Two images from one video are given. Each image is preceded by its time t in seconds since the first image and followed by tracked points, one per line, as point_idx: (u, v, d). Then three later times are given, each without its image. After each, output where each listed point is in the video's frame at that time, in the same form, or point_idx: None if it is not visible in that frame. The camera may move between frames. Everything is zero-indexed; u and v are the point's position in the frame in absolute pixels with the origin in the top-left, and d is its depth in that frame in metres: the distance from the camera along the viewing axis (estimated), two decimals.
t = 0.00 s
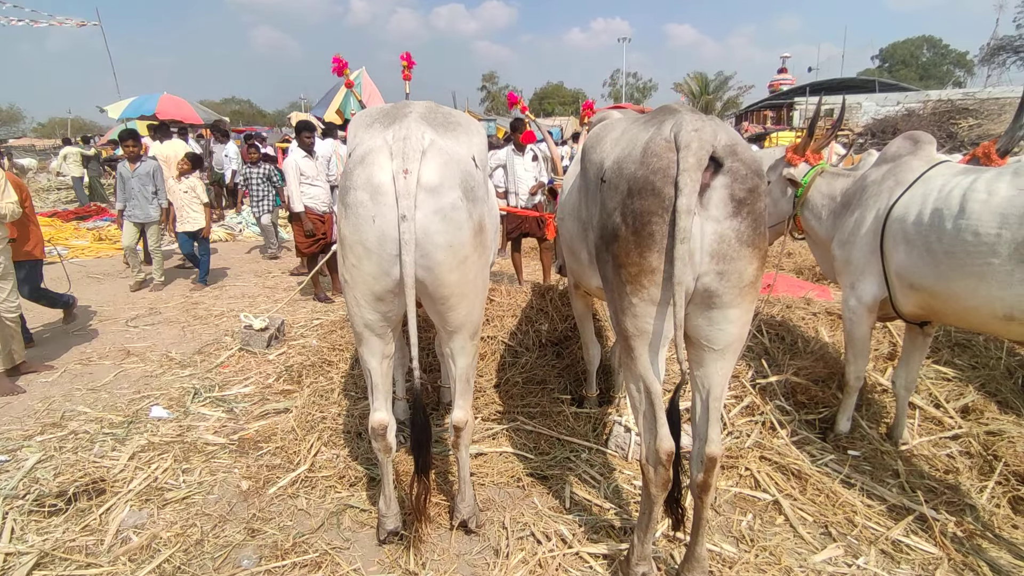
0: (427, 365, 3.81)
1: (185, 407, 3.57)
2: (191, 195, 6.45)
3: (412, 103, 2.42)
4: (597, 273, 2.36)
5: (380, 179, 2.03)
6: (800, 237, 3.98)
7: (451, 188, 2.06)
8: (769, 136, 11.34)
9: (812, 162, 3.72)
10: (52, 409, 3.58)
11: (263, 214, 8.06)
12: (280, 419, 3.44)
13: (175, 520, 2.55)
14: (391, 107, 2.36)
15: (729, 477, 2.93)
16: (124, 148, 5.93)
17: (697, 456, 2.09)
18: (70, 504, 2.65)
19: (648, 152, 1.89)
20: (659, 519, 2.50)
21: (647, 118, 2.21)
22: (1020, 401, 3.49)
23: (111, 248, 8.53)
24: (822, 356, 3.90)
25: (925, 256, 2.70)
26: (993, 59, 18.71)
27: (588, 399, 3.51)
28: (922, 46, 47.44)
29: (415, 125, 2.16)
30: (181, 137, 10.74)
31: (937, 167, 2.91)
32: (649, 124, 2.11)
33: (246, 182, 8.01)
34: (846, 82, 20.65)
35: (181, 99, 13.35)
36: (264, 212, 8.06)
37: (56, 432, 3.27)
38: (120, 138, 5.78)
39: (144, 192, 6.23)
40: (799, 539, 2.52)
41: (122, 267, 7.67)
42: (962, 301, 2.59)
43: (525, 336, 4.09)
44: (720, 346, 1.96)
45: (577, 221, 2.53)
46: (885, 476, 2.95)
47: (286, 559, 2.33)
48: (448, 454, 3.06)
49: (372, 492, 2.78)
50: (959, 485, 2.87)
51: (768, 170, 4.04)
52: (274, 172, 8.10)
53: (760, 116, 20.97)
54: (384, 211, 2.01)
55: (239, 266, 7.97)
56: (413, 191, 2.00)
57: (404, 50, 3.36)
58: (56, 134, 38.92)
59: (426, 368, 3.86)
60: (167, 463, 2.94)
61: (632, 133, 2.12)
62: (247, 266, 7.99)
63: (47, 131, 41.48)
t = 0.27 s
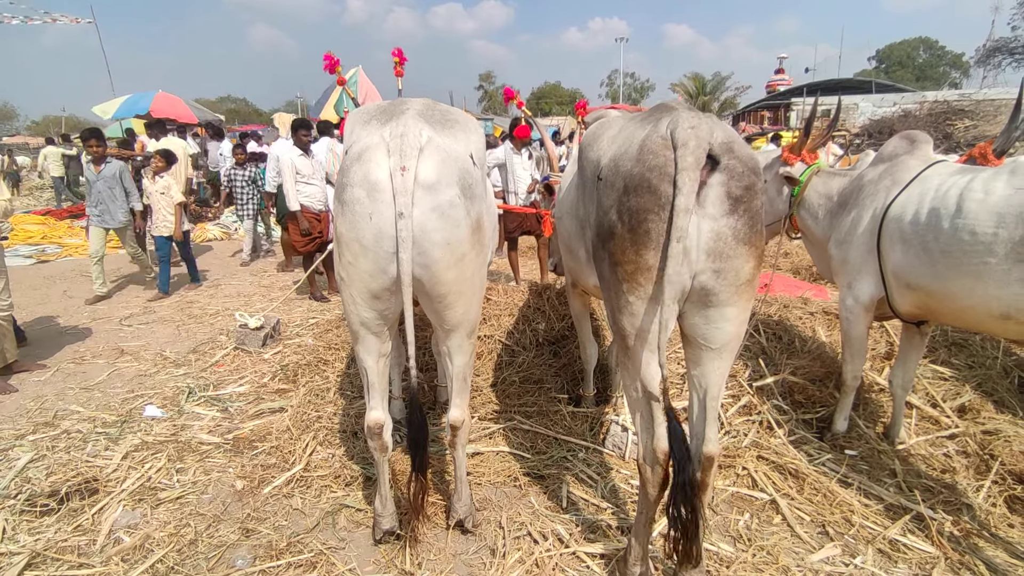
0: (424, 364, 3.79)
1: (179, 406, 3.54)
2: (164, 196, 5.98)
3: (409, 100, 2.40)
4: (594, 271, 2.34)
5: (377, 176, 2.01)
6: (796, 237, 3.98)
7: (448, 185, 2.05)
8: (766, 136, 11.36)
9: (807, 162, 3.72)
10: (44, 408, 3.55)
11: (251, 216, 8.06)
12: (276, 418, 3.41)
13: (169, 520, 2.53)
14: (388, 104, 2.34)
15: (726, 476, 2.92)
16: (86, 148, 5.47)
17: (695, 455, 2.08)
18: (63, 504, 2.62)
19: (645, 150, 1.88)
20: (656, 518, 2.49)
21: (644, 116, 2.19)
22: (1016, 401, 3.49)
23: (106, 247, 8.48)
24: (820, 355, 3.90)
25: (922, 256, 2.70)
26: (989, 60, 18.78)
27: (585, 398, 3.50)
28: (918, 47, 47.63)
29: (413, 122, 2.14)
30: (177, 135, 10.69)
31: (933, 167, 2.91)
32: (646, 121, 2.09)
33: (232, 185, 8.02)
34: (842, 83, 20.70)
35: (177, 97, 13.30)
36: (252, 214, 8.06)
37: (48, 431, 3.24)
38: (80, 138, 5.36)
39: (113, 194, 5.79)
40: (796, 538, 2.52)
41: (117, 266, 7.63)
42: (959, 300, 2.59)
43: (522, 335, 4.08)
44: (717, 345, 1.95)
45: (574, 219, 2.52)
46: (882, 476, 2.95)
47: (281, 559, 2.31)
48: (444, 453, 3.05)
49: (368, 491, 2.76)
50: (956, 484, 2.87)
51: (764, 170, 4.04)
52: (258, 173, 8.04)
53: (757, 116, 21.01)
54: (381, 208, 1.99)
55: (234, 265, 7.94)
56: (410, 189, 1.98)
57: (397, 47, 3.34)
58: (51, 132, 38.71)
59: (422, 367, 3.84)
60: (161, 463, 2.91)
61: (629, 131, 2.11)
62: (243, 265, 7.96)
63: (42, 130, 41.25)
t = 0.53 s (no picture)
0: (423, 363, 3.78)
1: (178, 404, 3.53)
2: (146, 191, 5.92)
3: (411, 97, 2.39)
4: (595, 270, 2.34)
5: (379, 173, 2.00)
6: (796, 237, 3.97)
7: (450, 183, 2.04)
8: (765, 137, 11.38)
9: (807, 162, 3.72)
10: (42, 405, 3.53)
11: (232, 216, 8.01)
12: (274, 416, 3.41)
13: (167, 517, 2.52)
14: (389, 101, 2.33)
15: (726, 476, 2.92)
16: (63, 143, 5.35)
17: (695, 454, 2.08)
18: (60, 502, 2.61)
19: (646, 147, 1.88)
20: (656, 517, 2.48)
21: (645, 114, 2.19)
22: (1016, 402, 3.49)
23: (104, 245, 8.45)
24: (820, 356, 3.90)
25: (922, 256, 2.69)
26: (988, 63, 18.80)
27: (585, 398, 3.49)
28: (917, 50, 47.71)
29: (415, 119, 2.13)
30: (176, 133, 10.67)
31: (934, 167, 2.91)
32: (647, 119, 2.09)
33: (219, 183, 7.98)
34: (842, 85, 20.73)
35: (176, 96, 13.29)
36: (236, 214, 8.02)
37: (45, 429, 3.22)
38: (56, 131, 5.25)
39: (90, 190, 5.67)
40: (797, 538, 2.51)
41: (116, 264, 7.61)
42: (959, 300, 2.59)
43: (522, 335, 4.07)
44: (718, 344, 1.94)
45: (575, 218, 2.51)
46: (882, 476, 2.94)
47: (280, 557, 2.30)
48: (444, 452, 3.04)
49: (367, 490, 2.75)
50: (956, 485, 2.87)
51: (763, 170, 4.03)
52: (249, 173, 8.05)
53: (757, 117, 21.03)
54: (383, 205, 1.98)
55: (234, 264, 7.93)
56: (412, 186, 1.97)
57: (398, 45, 3.33)
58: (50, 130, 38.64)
59: (421, 366, 3.83)
60: (159, 461, 2.90)
61: (630, 128, 2.10)
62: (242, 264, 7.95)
63: (41, 128, 41.18)
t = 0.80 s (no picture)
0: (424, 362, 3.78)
1: (179, 402, 3.54)
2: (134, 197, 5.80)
3: (416, 95, 2.40)
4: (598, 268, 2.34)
5: (386, 170, 2.01)
6: (796, 238, 3.98)
7: (456, 180, 2.04)
8: (766, 139, 11.38)
9: (807, 163, 3.74)
10: (43, 402, 3.53)
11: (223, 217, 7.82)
12: (276, 414, 3.41)
13: (169, 514, 2.52)
14: (395, 99, 2.34)
15: (727, 475, 2.92)
16: (49, 144, 4.82)
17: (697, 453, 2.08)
18: (62, 497, 2.60)
19: (649, 146, 1.88)
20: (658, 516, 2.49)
21: (648, 113, 2.19)
22: (1017, 403, 3.49)
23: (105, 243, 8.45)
24: (821, 356, 3.90)
25: (922, 256, 2.70)
26: (989, 66, 18.82)
27: (586, 397, 3.50)
28: (918, 53, 47.76)
29: (421, 117, 2.14)
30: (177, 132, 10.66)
31: (934, 168, 2.92)
32: (650, 118, 2.09)
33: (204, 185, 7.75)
34: (843, 87, 20.74)
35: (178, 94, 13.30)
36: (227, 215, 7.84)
37: (47, 425, 3.22)
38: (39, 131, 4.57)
39: (76, 194, 5.17)
40: (798, 538, 2.51)
41: (117, 261, 7.61)
42: (960, 300, 2.59)
43: (524, 334, 4.07)
44: (721, 342, 1.95)
45: (578, 216, 2.52)
46: (883, 477, 2.95)
47: (282, 554, 2.31)
48: (445, 450, 3.04)
49: (369, 487, 2.76)
50: (957, 485, 2.87)
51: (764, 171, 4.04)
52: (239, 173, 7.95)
53: (758, 119, 21.04)
54: (389, 202, 1.99)
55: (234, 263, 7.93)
56: (419, 183, 1.98)
57: (401, 44, 3.34)
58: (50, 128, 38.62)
59: (423, 364, 3.83)
60: (161, 458, 2.90)
61: (633, 127, 2.10)
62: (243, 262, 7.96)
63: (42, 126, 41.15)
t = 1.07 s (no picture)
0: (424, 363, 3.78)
1: (179, 401, 3.54)
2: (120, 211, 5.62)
3: (419, 97, 2.41)
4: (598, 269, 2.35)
5: (390, 170, 2.02)
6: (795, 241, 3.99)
7: (460, 181, 2.05)
8: (766, 142, 11.41)
9: (807, 166, 3.75)
10: (44, 401, 3.53)
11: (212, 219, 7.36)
12: (276, 414, 3.42)
13: (168, 513, 2.52)
14: (398, 100, 2.34)
15: (727, 477, 2.92)
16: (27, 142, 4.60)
17: (697, 454, 2.08)
18: (62, 497, 2.61)
19: (650, 147, 1.89)
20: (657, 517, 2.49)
21: (648, 115, 2.21)
22: (1016, 407, 3.50)
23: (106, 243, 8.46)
24: (820, 359, 3.91)
25: (921, 259, 2.71)
26: (989, 70, 18.86)
27: (586, 398, 3.50)
28: (918, 57, 47.84)
29: (425, 118, 2.15)
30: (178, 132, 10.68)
31: (933, 171, 2.93)
32: (651, 120, 2.10)
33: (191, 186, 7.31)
34: (843, 91, 20.78)
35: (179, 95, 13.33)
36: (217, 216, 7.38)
37: (47, 425, 3.22)
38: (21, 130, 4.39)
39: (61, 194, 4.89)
40: (797, 540, 2.52)
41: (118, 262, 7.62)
42: (959, 303, 2.60)
43: (524, 335, 4.07)
44: (720, 343, 1.95)
45: (578, 218, 2.53)
46: (882, 479, 2.95)
47: (281, 553, 2.31)
48: (445, 451, 3.04)
49: (368, 488, 2.76)
50: (956, 488, 2.88)
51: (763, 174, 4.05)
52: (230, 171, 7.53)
53: (758, 123, 21.08)
54: (393, 202, 2.00)
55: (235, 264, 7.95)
56: (423, 183, 1.98)
57: (402, 45, 3.36)
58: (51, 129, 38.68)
59: (423, 365, 3.83)
60: (161, 457, 2.91)
61: (634, 129, 2.12)
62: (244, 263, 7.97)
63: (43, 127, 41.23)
